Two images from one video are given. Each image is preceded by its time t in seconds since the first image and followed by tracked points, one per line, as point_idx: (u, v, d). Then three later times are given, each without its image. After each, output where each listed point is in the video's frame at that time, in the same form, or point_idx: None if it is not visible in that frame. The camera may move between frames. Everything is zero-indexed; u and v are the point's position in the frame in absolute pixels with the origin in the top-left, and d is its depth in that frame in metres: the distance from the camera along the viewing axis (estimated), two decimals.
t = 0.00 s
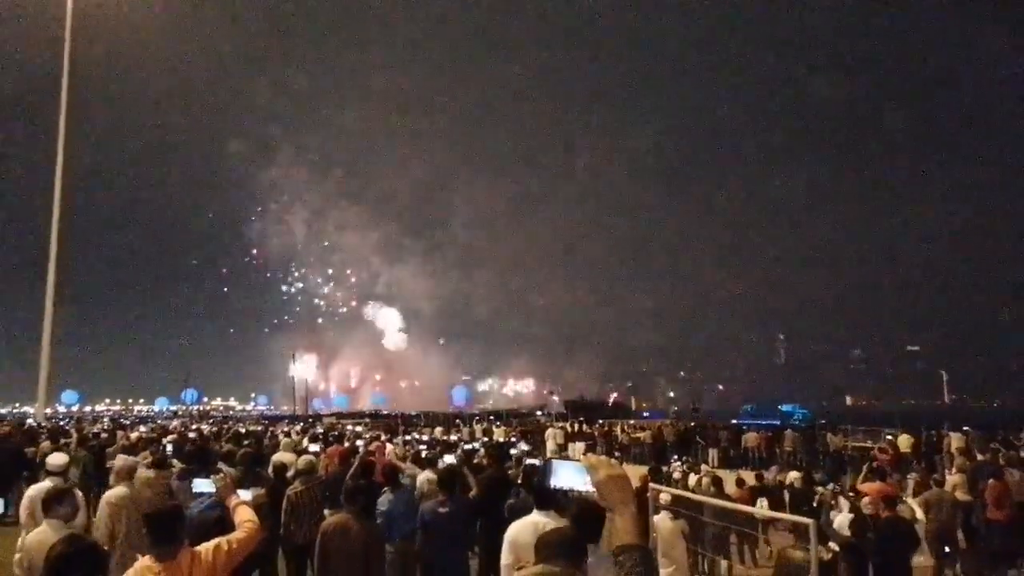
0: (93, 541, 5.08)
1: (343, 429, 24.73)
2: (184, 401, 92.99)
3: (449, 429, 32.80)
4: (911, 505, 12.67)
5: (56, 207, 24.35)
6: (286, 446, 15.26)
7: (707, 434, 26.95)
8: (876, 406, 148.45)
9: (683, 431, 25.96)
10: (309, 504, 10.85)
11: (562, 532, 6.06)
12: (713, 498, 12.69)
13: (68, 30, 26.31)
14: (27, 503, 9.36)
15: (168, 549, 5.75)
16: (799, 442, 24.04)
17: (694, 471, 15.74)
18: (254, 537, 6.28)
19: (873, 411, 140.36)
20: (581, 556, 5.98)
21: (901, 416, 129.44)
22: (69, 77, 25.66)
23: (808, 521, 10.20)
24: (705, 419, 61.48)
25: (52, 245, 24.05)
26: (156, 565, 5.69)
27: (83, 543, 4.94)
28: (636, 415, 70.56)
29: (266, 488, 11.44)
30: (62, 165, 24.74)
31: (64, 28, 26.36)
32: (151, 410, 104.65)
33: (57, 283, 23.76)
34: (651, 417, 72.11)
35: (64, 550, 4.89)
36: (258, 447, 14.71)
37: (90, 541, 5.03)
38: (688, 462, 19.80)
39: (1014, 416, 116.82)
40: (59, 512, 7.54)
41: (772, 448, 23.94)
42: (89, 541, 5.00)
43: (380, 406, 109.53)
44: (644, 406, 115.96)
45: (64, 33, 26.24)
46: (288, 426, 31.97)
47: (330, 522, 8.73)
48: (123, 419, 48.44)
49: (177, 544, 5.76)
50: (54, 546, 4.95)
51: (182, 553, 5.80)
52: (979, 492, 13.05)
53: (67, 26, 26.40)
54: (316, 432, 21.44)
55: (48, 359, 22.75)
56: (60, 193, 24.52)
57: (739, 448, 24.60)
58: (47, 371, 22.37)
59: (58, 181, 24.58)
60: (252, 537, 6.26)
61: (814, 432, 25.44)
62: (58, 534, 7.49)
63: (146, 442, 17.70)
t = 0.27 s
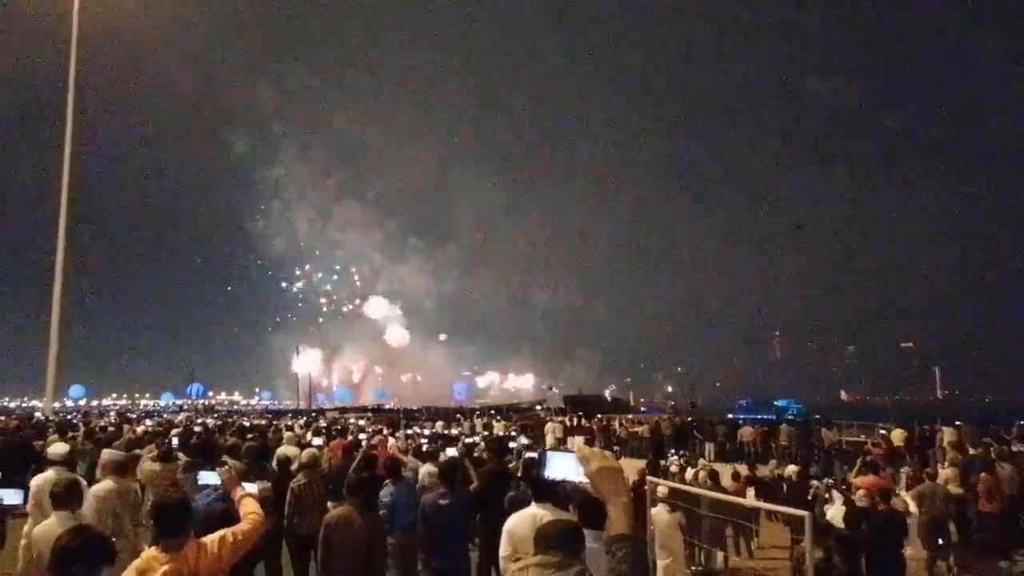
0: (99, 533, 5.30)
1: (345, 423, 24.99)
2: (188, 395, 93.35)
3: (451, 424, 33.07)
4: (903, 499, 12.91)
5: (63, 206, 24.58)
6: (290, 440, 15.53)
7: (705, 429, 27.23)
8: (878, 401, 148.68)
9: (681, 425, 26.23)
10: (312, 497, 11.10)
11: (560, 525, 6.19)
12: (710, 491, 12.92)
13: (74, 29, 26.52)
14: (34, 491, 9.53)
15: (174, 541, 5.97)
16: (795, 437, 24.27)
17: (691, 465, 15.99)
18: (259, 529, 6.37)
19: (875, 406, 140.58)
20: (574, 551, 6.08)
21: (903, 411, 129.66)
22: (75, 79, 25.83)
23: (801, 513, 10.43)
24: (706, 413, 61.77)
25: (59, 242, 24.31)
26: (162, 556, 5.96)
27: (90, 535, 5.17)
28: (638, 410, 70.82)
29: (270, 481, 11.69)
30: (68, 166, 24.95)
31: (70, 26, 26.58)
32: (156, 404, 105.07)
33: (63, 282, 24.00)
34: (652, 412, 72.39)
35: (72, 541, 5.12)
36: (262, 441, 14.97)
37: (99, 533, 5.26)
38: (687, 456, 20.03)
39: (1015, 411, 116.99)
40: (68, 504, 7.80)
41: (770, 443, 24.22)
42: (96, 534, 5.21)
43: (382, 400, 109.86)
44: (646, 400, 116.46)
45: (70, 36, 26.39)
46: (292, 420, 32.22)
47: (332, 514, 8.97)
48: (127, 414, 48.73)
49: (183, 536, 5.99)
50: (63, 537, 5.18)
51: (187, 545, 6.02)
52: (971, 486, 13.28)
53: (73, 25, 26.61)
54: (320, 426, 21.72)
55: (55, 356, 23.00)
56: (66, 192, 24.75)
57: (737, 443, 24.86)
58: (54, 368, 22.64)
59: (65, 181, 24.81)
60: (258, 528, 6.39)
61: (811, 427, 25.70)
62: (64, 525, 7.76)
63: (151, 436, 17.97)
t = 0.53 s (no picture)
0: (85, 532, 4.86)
1: (341, 424, 24.56)
2: (181, 395, 92.68)
3: (448, 424, 32.67)
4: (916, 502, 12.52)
5: (51, 202, 24.10)
6: (284, 440, 15.10)
7: (708, 430, 26.84)
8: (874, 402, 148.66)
9: (684, 427, 25.84)
10: (307, 499, 10.68)
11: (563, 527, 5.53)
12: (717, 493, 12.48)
13: (63, 23, 26.03)
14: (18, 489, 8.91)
15: (165, 544, 5.52)
16: (802, 438, 23.95)
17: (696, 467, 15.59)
18: (252, 534, 5.99)
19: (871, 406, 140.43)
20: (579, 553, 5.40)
21: (899, 412, 129.60)
22: (64, 74, 25.34)
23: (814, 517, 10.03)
24: (705, 414, 61.39)
25: (47, 240, 23.83)
26: (153, 559, 5.47)
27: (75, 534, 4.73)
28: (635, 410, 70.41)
29: (263, 483, 11.26)
30: (57, 162, 24.46)
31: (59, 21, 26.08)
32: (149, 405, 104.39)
33: (52, 279, 23.51)
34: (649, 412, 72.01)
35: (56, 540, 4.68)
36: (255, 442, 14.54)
37: (89, 534, 4.79)
38: (690, 458, 19.67)
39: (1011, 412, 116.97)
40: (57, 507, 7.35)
41: (774, 444, 23.84)
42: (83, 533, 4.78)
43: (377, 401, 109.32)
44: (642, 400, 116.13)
45: (59, 29, 25.91)
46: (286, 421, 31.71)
47: (329, 518, 8.56)
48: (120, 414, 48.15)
49: (175, 538, 5.54)
50: (51, 540, 4.71)
51: (179, 548, 5.57)
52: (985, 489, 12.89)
53: (62, 19, 26.12)
54: (315, 427, 21.31)
55: (44, 354, 22.53)
56: (54, 188, 24.26)
57: (741, 444, 24.48)
58: (42, 366, 22.16)
59: (53, 177, 24.34)
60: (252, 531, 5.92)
61: (816, 427, 25.32)
62: (52, 529, 7.27)
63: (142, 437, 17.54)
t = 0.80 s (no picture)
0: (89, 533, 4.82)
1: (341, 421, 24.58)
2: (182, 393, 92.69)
3: (449, 422, 32.69)
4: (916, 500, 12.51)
5: (51, 201, 24.09)
6: (284, 437, 15.10)
7: (709, 428, 26.84)
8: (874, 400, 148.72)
9: (685, 424, 25.85)
10: (307, 497, 10.68)
11: (561, 524, 5.54)
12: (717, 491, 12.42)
13: (62, 22, 25.99)
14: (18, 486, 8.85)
15: (167, 541, 5.51)
16: (803, 436, 24.00)
17: (697, 465, 15.58)
18: (253, 531, 5.86)
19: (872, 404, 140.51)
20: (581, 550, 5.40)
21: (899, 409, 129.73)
22: (63, 72, 25.31)
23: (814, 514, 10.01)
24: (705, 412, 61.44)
25: (47, 238, 23.81)
26: (154, 557, 5.48)
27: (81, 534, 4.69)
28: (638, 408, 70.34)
29: (263, 479, 11.26)
30: (56, 161, 24.44)
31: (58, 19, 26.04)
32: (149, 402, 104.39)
33: (52, 278, 23.50)
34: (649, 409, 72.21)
35: (60, 541, 4.64)
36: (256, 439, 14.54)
37: (91, 533, 4.79)
38: (690, 455, 19.68)
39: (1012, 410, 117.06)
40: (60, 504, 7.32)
41: (776, 442, 23.85)
42: (87, 533, 4.73)
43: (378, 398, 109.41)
44: (642, 398, 116.12)
45: (58, 29, 25.86)
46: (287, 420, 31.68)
47: (329, 516, 8.54)
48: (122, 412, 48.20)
49: (176, 536, 5.53)
50: (53, 538, 4.70)
51: (180, 547, 5.55)
52: (986, 487, 12.86)
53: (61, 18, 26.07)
54: (315, 424, 21.32)
55: (44, 352, 22.52)
56: (54, 187, 24.25)
57: (742, 442, 24.50)
58: (42, 364, 22.16)
59: (53, 175, 24.33)
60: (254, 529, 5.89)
61: (817, 425, 25.32)
62: (55, 527, 7.24)
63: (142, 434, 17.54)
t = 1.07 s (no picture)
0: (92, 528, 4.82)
1: (341, 419, 24.54)
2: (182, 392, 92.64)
3: (449, 420, 32.68)
4: (917, 498, 12.51)
5: (52, 201, 24.06)
6: (285, 434, 15.11)
7: (710, 426, 26.84)
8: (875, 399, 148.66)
9: (686, 422, 25.85)
10: (307, 494, 10.68)
11: (559, 522, 5.56)
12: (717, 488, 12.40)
13: (63, 20, 25.97)
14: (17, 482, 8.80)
15: (167, 537, 5.51)
16: (804, 434, 24.00)
17: (698, 463, 15.58)
18: (254, 527, 5.86)
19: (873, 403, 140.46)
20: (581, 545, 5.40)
21: (900, 409, 129.65)
22: (63, 70, 25.29)
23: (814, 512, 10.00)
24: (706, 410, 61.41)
25: (47, 236, 23.80)
26: (155, 553, 5.48)
27: (84, 529, 4.69)
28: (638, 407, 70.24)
29: (264, 477, 11.26)
30: (57, 161, 24.42)
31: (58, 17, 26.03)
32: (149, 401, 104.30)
33: (52, 276, 23.50)
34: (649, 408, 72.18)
35: (64, 536, 4.64)
36: (257, 436, 14.55)
37: (94, 528, 4.78)
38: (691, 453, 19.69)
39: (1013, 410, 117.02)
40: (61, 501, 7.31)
41: (776, 440, 23.85)
42: (90, 528, 4.74)
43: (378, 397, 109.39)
44: (643, 396, 116.02)
45: (58, 30, 25.83)
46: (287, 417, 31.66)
47: (329, 514, 8.53)
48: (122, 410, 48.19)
49: (177, 532, 5.53)
50: (56, 533, 4.69)
51: (181, 543, 5.55)
52: (987, 485, 12.85)
53: (62, 16, 26.06)
54: (315, 422, 21.29)
55: (45, 352, 22.49)
56: (55, 187, 24.22)
57: (743, 440, 24.50)
58: (43, 363, 22.13)
59: (54, 176, 24.31)
60: (254, 526, 5.88)
61: (818, 423, 25.32)
62: (56, 524, 7.23)
63: (143, 431, 17.54)
